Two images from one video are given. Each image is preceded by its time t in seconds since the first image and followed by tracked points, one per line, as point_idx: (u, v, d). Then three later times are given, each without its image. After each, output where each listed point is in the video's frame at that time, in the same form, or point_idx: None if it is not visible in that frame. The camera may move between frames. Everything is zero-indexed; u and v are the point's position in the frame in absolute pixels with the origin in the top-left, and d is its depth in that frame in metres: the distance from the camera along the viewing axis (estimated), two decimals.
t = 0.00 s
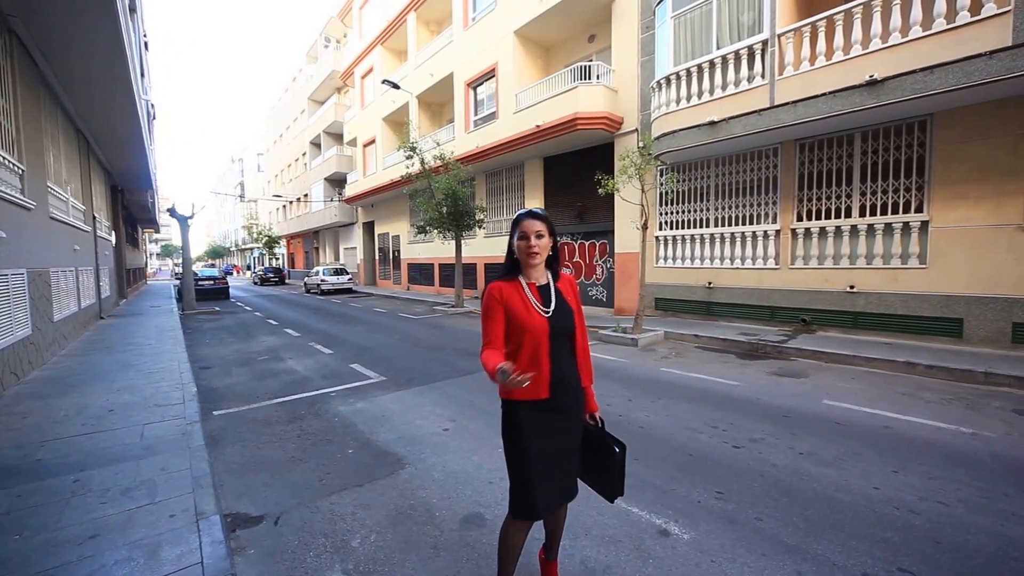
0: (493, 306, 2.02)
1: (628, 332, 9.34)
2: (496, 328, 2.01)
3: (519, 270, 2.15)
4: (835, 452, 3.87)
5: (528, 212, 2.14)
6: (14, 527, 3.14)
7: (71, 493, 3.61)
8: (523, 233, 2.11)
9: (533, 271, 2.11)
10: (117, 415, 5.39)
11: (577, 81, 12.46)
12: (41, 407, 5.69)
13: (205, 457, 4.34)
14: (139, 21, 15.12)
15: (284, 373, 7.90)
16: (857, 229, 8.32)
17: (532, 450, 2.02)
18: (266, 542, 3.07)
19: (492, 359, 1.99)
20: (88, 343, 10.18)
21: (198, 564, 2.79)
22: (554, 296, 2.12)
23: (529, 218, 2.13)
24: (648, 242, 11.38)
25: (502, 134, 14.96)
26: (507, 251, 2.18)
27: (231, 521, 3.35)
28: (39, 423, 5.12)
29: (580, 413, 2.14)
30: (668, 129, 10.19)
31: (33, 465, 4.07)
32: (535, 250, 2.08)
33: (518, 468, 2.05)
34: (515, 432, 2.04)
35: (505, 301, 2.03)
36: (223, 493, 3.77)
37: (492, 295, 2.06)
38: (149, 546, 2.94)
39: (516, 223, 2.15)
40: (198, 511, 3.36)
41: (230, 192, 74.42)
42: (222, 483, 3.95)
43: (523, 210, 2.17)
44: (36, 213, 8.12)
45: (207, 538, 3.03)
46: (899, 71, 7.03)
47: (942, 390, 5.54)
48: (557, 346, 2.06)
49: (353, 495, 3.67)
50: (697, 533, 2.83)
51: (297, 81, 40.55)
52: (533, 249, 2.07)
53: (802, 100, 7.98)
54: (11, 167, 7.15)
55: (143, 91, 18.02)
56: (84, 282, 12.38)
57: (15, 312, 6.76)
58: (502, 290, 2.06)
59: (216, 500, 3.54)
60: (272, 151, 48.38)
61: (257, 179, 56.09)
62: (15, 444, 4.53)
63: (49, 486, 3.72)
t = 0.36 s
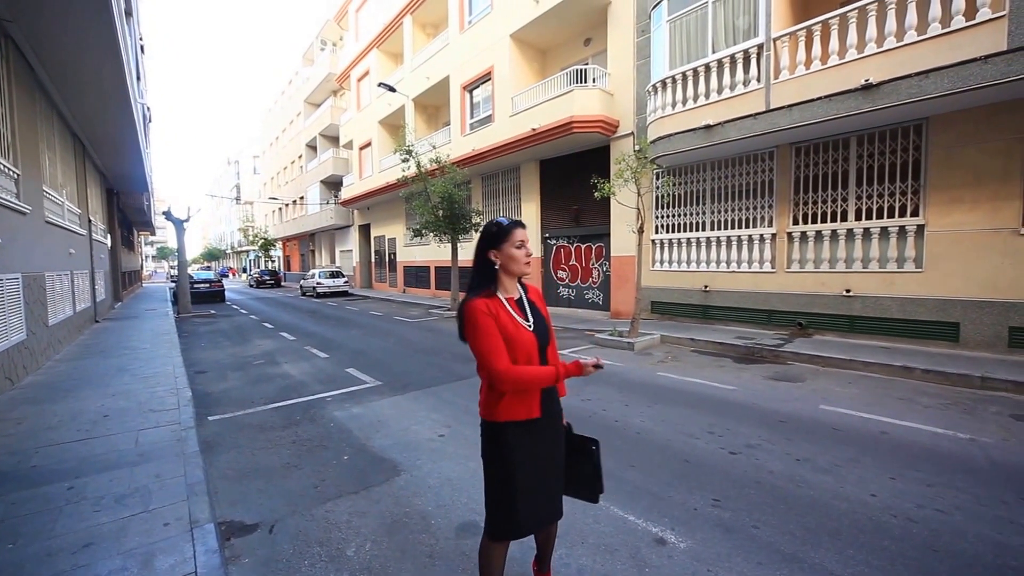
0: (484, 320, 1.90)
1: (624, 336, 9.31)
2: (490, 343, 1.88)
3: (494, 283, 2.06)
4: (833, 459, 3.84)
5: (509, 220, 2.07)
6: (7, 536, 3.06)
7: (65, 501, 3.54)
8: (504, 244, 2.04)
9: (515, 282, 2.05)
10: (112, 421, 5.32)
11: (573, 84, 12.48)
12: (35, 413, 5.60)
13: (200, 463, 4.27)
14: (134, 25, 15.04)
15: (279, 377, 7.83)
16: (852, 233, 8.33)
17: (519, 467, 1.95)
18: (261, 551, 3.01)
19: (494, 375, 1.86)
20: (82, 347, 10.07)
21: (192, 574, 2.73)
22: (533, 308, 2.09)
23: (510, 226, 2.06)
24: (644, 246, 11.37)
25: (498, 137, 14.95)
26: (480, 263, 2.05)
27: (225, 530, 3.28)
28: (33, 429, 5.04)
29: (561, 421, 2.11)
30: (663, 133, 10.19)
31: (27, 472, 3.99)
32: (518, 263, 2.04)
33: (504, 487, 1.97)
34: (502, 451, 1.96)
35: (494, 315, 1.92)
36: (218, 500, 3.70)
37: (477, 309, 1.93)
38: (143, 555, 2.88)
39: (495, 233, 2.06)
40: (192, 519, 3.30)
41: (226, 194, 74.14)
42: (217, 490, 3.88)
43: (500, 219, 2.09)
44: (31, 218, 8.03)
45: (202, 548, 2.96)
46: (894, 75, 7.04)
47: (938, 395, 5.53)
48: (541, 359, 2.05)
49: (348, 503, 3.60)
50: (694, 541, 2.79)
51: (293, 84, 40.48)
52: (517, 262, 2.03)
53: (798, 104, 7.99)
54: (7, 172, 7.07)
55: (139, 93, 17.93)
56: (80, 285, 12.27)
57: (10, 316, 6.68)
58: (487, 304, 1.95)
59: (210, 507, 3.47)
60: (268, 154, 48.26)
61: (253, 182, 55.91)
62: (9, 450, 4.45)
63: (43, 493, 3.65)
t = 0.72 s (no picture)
0: (507, 334, 1.80)
1: (621, 340, 9.28)
2: (520, 358, 1.80)
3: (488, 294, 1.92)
4: (831, 465, 3.82)
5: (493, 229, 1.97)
6: None
7: (58, 509, 3.48)
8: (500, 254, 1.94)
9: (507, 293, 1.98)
10: (107, 427, 5.25)
11: (569, 88, 12.48)
12: (28, 418, 5.52)
13: (196, 471, 4.21)
14: (131, 29, 14.96)
15: (275, 382, 7.77)
16: (848, 237, 8.34)
17: (518, 474, 1.93)
18: (255, 560, 2.96)
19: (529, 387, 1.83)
20: (78, 351, 9.98)
21: None
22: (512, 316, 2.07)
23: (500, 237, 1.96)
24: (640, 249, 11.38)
25: (494, 141, 14.94)
26: (480, 274, 1.85)
27: (219, 538, 3.23)
28: (27, 436, 4.97)
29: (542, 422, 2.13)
30: (659, 136, 10.20)
31: (20, 479, 3.93)
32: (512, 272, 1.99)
33: (501, 497, 1.92)
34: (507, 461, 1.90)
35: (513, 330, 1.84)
36: (212, 508, 3.64)
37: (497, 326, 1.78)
38: (137, 565, 2.82)
39: (490, 243, 1.91)
40: (186, 528, 3.24)
41: (222, 197, 73.98)
42: (211, 498, 3.83)
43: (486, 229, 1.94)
44: (26, 222, 7.95)
45: (196, 557, 2.91)
46: (890, 80, 7.07)
47: (934, 400, 5.53)
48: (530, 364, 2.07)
49: (342, 511, 3.56)
50: (690, 550, 2.76)
51: (289, 87, 40.39)
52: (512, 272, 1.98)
53: (793, 108, 8.02)
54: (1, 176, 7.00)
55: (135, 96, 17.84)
56: (75, 289, 12.16)
57: (4, 321, 6.59)
58: (499, 317, 1.84)
59: (205, 516, 3.42)
60: (264, 156, 48.13)
61: (249, 185, 55.78)
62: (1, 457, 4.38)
63: (36, 501, 3.59)
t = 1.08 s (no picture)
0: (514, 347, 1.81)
1: (617, 344, 9.25)
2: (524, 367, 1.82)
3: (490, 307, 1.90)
4: (828, 472, 3.81)
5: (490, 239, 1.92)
6: None
7: (51, 518, 3.41)
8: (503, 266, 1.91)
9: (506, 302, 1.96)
10: (100, 433, 5.17)
11: (565, 91, 12.48)
12: (21, 425, 5.44)
13: (190, 478, 4.14)
14: (127, 32, 14.87)
15: (269, 386, 7.70)
16: (844, 241, 8.36)
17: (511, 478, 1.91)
18: (249, 571, 2.90)
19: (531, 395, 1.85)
20: (73, 356, 9.87)
21: None
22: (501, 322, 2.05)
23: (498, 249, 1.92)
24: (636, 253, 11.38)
25: (489, 144, 14.93)
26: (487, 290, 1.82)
27: (213, 548, 3.16)
28: (19, 442, 4.88)
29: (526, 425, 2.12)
30: (655, 140, 10.20)
31: (12, 487, 3.85)
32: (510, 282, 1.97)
33: (501, 504, 1.90)
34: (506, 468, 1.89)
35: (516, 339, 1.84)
36: (206, 517, 3.58)
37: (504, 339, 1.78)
38: None
39: (492, 256, 1.88)
40: (180, 537, 3.18)
41: (217, 200, 73.72)
42: (206, 505, 3.76)
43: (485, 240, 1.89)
44: (21, 226, 7.87)
45: (189, 568, 2.85)
46: (886, 85, 7.09)
47: (930, 406, 5.53)
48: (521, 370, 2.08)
49: (337, 519, 3.50)
50: (687, 560, 2.72)
51: (285, 89, 40.32)
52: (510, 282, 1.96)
53: (790, 113, 8.03)
54: None
55: (131, 98, 17.75)
56: (70, 292, 12.06)
57: None
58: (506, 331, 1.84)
59: (199, 524, 3.35)
60: (259, 159, 48.02)
61: (245, 187, 55.61)
62: None
63: (28, 510, 3.52)
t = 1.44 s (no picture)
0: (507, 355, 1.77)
1: (613, 346, 9.23)
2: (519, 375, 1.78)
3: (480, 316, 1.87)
4: (825, 478, 3.79)
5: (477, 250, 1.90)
6: None
7: (40, 526, 3.35)
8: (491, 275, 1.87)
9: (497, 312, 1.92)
10: (93, 439, 5.11)
11: (561, 94, 12.48)
12: (12, 430, 5.37)
13: (183, 485, 4.09)
14: (122, 33, 14.80)
15: (264, 390, 7.64)
16: (840, 245, 8.37)
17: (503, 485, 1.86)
18: None
19: (526, 404, 1.80)
20: (67, 359, 9.78)
21: None
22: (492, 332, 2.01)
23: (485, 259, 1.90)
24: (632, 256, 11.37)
25: (486, 146, 14.92)
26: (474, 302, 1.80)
27: (204, 557, 3.11)
28: (10, 448, 4.82)
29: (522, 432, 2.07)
30: (651, 144, 10.21)
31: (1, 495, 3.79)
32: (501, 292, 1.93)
33: (498, 522, 1.87)
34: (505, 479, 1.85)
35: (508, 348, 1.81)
36: (199, 525, 3.53)
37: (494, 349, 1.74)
38: None
39: (482, 265, 1.85)
40: (171, 546, 3.13)
41: (213, 202, 73.56)
42: (198, 513, 3.71)
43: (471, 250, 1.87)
44: (15, 229, 7.80)
45: None
46: (882, 89, 7.11)
47: (926, 410, 5.52)
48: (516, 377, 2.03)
49: (331, 527, 3.46)
50: (684, 570, 2.69)
51: (281, 91, 40.25)
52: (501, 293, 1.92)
53: (786, 116, 8.04)
54: None
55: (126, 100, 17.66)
56: (65, 295, 11.96)
57: None
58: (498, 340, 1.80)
59: (190, 533, 3.30)
60: (256, 161, 47.87)
61: (242, 189, 55.56)
62: None
63: (16, 518, 3.45)
